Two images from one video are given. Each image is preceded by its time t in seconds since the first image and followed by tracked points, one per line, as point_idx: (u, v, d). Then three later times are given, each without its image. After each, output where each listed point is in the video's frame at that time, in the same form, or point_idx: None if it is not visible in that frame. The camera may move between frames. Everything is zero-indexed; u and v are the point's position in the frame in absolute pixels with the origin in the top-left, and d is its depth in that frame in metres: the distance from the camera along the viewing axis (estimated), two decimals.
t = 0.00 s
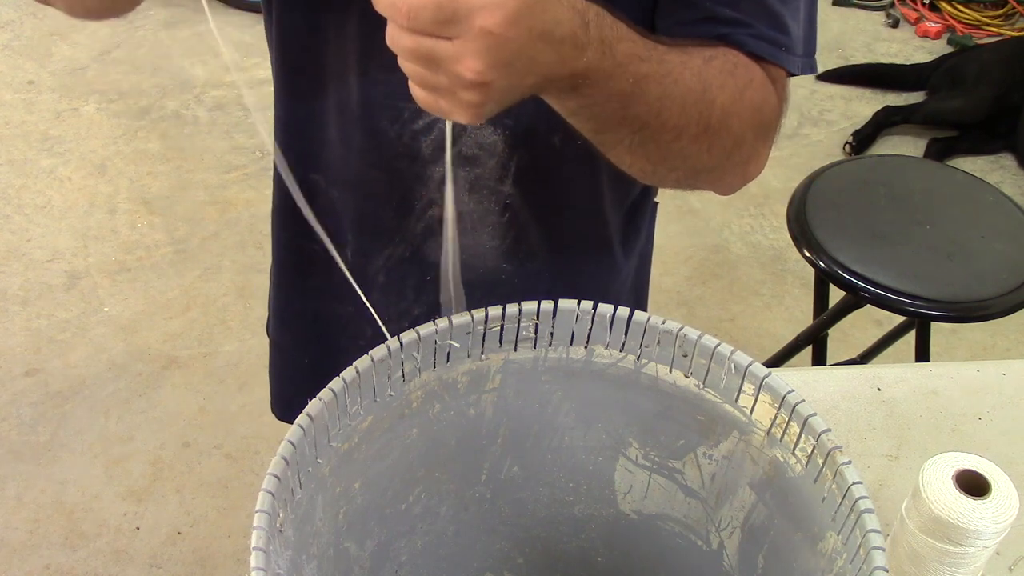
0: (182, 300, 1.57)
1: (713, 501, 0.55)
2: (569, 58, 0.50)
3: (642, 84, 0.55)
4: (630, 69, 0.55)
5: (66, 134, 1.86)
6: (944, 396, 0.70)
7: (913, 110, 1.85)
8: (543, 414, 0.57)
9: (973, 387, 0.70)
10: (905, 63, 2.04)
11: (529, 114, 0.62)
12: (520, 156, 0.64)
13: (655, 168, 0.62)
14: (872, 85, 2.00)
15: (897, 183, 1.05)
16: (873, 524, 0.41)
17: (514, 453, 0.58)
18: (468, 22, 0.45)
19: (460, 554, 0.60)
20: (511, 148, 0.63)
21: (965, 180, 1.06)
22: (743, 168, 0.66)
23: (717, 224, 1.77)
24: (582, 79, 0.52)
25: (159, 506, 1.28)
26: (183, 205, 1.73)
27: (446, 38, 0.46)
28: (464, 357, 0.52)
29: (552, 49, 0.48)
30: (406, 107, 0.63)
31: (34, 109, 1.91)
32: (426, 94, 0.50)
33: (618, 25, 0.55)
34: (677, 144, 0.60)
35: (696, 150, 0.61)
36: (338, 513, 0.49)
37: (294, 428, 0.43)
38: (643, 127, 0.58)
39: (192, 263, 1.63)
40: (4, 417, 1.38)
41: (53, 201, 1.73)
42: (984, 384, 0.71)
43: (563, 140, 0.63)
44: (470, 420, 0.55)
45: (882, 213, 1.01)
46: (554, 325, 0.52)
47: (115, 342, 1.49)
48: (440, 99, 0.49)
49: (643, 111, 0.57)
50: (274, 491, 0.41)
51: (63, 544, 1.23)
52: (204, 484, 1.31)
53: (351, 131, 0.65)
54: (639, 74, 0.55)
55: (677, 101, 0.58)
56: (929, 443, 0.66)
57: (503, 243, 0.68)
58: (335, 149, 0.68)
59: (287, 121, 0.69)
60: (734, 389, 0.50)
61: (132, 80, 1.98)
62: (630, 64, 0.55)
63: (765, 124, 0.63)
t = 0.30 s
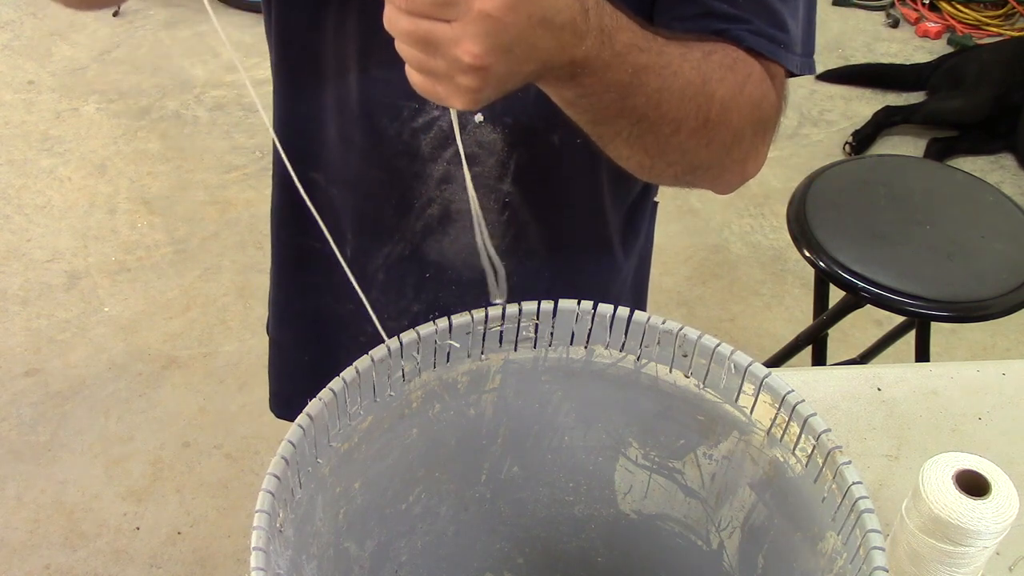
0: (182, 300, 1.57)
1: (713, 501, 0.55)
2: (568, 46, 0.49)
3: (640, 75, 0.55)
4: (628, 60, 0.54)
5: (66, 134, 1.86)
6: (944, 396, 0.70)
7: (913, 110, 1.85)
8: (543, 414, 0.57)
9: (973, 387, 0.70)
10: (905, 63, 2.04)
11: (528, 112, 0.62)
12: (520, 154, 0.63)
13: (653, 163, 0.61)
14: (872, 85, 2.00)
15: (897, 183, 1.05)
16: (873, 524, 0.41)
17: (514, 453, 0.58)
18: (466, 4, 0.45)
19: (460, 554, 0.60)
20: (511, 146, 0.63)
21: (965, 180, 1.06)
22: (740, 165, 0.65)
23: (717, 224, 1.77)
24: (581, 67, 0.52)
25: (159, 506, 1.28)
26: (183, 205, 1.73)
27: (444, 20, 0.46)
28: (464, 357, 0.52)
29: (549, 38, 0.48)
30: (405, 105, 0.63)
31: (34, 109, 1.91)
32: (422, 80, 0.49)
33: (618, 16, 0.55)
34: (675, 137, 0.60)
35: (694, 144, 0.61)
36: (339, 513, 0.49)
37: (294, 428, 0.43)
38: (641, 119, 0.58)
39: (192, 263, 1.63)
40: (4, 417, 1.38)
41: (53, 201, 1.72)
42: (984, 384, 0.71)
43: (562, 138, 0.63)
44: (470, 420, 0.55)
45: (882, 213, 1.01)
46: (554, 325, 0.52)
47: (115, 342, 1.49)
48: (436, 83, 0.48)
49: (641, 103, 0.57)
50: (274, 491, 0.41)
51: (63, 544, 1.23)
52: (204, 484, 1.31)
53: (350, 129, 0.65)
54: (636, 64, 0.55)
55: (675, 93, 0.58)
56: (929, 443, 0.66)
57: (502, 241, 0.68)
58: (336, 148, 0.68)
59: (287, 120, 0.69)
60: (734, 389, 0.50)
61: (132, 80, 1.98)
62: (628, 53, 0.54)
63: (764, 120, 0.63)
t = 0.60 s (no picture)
0: (182, 300, 1.57)
1: (713, 501, 0.55)
2: (588, 38, 0.48)
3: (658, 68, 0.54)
4: (649, 54, 0.53)
5: (66, 134, 1.86)
6: (944, 396, 0.70)
7: (913, 110, 1.85)
8: (543, 415, 0.57)
9: (973, 387, 0.70)
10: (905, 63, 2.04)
11: (527, 110, 0.62)
12: (520, 152, 0.64)
13: (667, 157, 0.61)
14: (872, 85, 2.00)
15: (897, 183, 1.05)
16: (872, 523, 0.41)
17: (513, 453, 0.58)
18: None
19: (460, 554, 0.60)
20: (512, 145, 0.63)
21: (964, 180, 1.06)
22: (748, 160, 0.65)
23: (717, 223, 1.77)
24: (600, 60, 0.50)
25: (159, 506, 1.28)
26: (183, 205, 1.73)
27: (461, 6, 0.44)
28: (464, 357, 0.52)
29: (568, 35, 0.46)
30: (407, 104, 0.63)
31: (34, 109, 1.91)
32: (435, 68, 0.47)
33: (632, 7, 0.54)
34: (688, 130, 0.60)
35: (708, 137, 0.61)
36: (339, 513, 0.49)
37: (294, 428, 0.43)
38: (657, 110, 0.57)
39: (192, 263, 1.63)
40: (4, 417, 1.38)
41: (53, 201, 1.72)
42: (984, 383, 0.71)
43: (563, 135, 0.63)
44: (470, 420, 0.55)
45: (882, 213, 1.01)
46: (554, 325, 0.52)
47: (115, 342, 1.49)
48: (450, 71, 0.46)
49: (659, 96, 0.56)
50: (274, 491, 0.41)
51: (63, 544, 1.24)
52: (204, 484, 1.31)
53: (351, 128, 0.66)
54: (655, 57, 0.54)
55: (690, 87, 0.57)
56: (929, 443, 0.66)
57: (504, 239, 0.68)
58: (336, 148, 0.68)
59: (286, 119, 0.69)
60: (734, 389, 0.50)
61: (132, 80, 1.98)
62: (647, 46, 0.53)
63: (774, 115, 0.63)
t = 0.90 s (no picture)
0: (182, 300, 1.57)
1: (713, 501, 0.56)
2: (623, 32, 0.48)
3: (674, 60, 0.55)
4: (668, 46, 0.54)
5: (66, 134, 1.86)
6: (944, 396, 0.70)
7: (913, 110, 1.85)
8: (543, 415, 0.57)
9: (973, 387, 0.70)
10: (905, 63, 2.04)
11: (535, 114, 0.61)
12: (527, 156, 0.63)
13: (678, 144, 0.61)
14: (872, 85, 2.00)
15: (897, 183, 1.05)
16: (873, 524, 0.41)
17: (514, 453, 0.58)
18: None
19: (460, 554, 0.60)
20: (519, 149, 0.63)
21: (964, 180, 1.06)
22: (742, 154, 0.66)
23: (717, 223, 1.77)
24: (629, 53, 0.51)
25: (159, 506, 1.28)
26: (183, 205, 1.73)
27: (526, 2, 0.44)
28: (464, 357, 0.52)
29: (614, 23, 0.47)
30: (415, 113, 0.62)
31: (34, 109, 1.91)
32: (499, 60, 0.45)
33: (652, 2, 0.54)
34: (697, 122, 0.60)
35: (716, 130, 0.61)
36: (339, 513, 0.49)
37: (294, 428, 0.43)
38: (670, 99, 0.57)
39: (192, 263, 1.63)
40: (4, 417, 1.38)
41: (53, 201, 1.72)
42: (984, 384, 0.71)
43: (569, 139, 0.63)
44: (470, 420, 0.55)
45: (882, 213, 1.01)
46: (554, 325, 0.52)
47: (115, 342, 1.49)
48: (516, 63, 0.44)
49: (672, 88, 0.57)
50: (274, 491, 0.41)
51: (63, 544, 1.24)
52: (204, 484, 1.31)
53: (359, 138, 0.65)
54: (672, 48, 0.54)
55: (704, 81, 0.57)
56: (929, 443, 0.66)
57: (512, 245, 0.67)
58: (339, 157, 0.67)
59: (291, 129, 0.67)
60: (734, 389, 0.50)
61: (132, 80, 1.98)
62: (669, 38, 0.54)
63: (773, 112, 0.63)
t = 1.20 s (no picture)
0: (181, 300, 1.57)
1: (713, 501, 0.56)
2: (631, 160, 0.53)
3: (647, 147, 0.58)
4: (647, 151, 0.57)
5: (66, 134, 1.86)
6: (944, 396, 0.69)
7: (913, 110, 1.85)
8: (543, 414, 0.57)
9: (973, 388, 0.70)
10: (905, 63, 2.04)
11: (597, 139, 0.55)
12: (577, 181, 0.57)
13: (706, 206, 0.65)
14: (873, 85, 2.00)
15: (897, 183, 1.05)
16: (872, 523, 0.41)
17: (514, 453, 0.58)
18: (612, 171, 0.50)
19: (460, 554, 0.60)
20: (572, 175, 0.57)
21: (964, 180, 1.06)
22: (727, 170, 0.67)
23: (717, 224, 1.77)
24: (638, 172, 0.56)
25: (159, 506, 1.28)
26: (183, 205, 1.73)
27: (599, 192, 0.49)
28: (465, 357, 0.52)
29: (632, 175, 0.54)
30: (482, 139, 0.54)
31: (34, 109, 1.91)
32: (570, 240, 0.50)
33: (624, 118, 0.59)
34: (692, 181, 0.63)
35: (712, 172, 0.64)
36: (338, 513, 0.49)
37: (293, 428, 0.43)
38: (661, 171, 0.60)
39: (192, 263, 1.63)
40: (4, 417, 1.38)
41: (53, 201, 1.72)
42: (984, 384, 0.71)
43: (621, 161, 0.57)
44: (470, 420, 0.55)
45: (882, 213, 1.01)
46: (554, 325, 0.51)
47: (115, 342, 1.49)
48: (580, 238, 0.49)
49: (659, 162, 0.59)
50: (274, 491, 0.41)
51: (63, 544, 1.24)
52: (204, 484, 1.31)
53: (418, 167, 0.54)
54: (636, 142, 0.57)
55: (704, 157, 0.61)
56: (929, 443, 0.66)
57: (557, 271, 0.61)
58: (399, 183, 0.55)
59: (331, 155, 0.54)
60: (734, 389, 0.50)
61: (132, 80, 1.98)
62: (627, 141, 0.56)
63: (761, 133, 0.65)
